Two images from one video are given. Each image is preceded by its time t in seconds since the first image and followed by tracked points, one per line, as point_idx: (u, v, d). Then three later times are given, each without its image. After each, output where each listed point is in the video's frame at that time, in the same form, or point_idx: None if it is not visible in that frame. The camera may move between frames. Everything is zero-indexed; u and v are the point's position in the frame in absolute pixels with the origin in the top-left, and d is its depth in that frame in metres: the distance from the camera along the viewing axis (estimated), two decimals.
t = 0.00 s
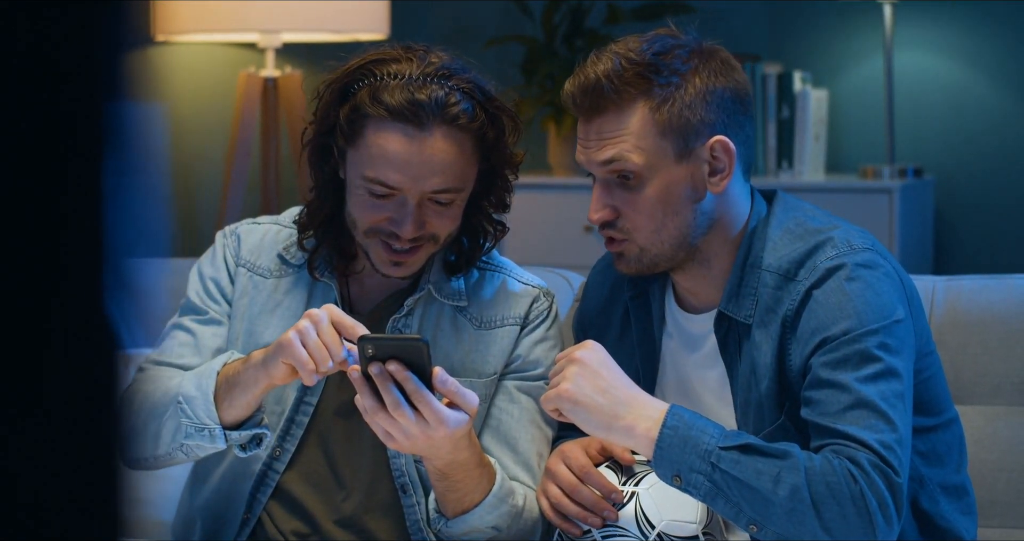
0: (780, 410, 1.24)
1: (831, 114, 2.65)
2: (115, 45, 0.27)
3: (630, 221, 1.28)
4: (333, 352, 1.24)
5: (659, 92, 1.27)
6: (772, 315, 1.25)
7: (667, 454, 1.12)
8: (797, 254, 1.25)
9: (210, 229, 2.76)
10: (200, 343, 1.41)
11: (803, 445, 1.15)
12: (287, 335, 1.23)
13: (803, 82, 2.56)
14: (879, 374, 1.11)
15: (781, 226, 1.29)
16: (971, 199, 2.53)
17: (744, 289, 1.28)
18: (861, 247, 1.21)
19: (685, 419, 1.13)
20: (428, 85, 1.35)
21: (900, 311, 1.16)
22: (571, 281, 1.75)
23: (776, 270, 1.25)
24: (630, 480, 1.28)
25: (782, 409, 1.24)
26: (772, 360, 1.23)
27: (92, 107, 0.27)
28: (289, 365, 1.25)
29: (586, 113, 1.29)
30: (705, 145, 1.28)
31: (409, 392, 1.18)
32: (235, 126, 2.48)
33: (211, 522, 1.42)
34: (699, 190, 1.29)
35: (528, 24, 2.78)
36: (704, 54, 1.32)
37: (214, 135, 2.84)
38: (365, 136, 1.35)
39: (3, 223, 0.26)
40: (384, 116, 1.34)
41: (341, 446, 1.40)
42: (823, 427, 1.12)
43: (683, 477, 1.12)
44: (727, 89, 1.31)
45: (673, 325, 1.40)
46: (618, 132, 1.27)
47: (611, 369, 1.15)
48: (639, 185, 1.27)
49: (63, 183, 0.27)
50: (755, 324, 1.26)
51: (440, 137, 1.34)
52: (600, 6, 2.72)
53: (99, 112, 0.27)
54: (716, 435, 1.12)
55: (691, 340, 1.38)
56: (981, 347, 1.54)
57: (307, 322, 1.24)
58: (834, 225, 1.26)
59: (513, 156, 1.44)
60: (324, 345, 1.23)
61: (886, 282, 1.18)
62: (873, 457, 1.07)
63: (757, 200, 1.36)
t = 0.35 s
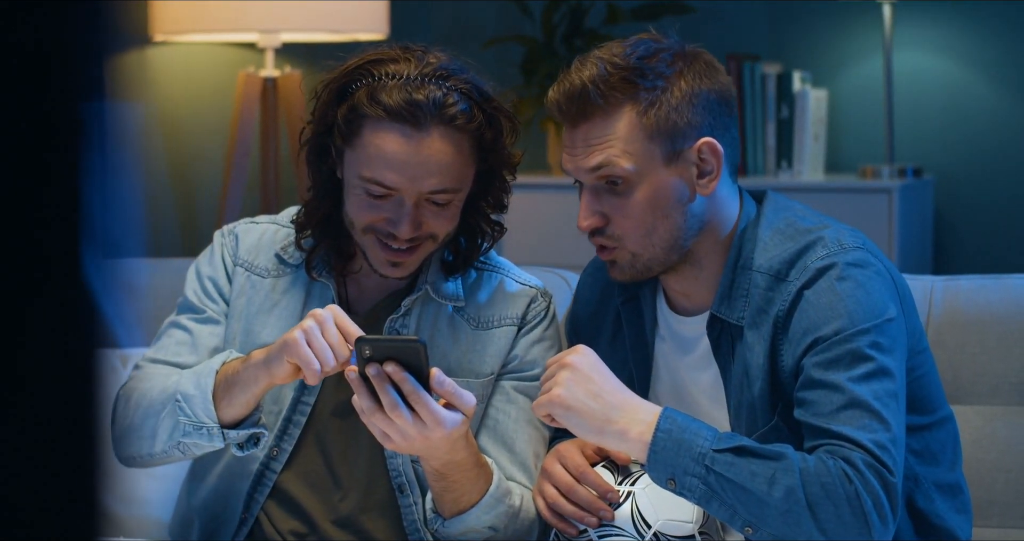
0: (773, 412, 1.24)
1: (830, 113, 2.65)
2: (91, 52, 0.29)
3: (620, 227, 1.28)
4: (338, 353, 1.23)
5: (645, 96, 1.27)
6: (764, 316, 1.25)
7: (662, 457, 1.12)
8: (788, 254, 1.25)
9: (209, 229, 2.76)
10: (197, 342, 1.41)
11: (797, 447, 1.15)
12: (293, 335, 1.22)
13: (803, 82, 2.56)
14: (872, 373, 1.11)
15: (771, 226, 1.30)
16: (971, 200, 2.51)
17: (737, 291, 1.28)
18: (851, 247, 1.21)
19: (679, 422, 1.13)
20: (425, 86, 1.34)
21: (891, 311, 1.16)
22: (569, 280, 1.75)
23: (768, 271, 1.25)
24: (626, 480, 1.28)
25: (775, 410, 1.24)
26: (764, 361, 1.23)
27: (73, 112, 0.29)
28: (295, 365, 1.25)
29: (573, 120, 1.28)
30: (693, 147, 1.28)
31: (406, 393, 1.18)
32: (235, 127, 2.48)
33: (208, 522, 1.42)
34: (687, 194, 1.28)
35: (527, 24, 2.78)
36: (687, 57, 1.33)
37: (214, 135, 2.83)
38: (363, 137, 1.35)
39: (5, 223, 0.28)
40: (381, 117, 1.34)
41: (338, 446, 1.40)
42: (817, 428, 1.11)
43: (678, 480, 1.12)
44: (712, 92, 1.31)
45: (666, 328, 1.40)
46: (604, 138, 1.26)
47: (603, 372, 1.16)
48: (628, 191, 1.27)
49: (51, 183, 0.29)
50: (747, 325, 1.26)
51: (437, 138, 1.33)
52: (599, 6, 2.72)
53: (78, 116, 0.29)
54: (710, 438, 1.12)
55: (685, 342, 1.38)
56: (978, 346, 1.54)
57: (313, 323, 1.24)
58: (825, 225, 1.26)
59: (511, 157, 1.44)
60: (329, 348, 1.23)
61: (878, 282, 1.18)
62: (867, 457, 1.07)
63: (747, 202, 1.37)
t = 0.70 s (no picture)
0: (768, 413, 1.24)
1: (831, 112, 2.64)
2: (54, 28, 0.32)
3: (606, 247, 1.27)
4: (336, 356, 1.23)
5: (620, 114, 1.26)
6: (757, 318, 1.25)
7: (656, 459, 1.12)
8: (779, 256, 1.25)
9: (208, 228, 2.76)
10: (195, 340, 1.41)
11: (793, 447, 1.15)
12: (291, 336, 1.22)
13: (803, 81, 2.56)
14: (865, 371, 1.11)
15: (762, 230, 1.30)
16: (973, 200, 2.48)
17: (729, 296, 1.29)
18: (842, 246, 1.21)
19: (673, 424, 1.13)
20: (424, 86, 1.35)
21: (884, 309, 1.16)
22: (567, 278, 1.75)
23: (760, 273, 1.25)
24: (622, 478, 1.28)
25: (770, 411, 1.24)
26: (759, 364, 1.23)
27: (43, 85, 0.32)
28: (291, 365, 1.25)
29: (550, 145, 1.27)
30: (672, 159, 1.28)
31: (402, 392, 1.18)
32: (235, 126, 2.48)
33: (206, 520, 1.42)
34: (671, 207, 1.28)
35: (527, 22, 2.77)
36: (656, 71, 1.33)
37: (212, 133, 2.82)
38: (360, 136, 1.35)
39: None
40: (379, 117, 1.33)
41: (335, 444, 1.40)
42: (812, 428, 1.11)
43: (673, 482, 1.13)
44: (686, 103, 1.31)
45: (661, 334, 1.40)
46: (583, 161, 1.25)
47: (594, 375, 1.16)
48: (612, 211, 1.26)
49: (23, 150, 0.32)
50: (741, 329, 1.26)
51: (435, 138, 1.33)
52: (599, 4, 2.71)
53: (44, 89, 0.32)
54: (704, 439, 1.13)
55: (679, 347, 1.38)
56: (976, 346, 1.54)
57: (310, 323, 1.24)
58: (816, 225, 1.27)
59: (509, 157, 1.44)
60: (329, 352, 1.22)
61: (870, 280, 1.18)
62: (861, 456, 1.07)
63: (734, 203, 1.36)
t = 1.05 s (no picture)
0: (761, 415, 1.24)
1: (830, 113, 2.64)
2: None
3: (594, 244, 1.27)
4: (333, 353, 1.23)
5: (610, 113, 1.26)
6: (749, 319, 1.25)
7: (651, 463, 1.13)
8: (769, 257, 1.25)
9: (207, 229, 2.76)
10: (193, 338, 1.41)
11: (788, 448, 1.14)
12: (288, 333, 1.22)
13: (803, 81, 2.57)
14: (858, 372, 1.10)
15: (752, 231, 1.30)
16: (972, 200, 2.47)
17: (720, 298, 1.28)
18: (834, 245, 1.21)
19: (666, 428, 1.13)
20: (423, 85, 1.35)
21: (876, 308, 1.15)
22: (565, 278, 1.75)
23: (751, 274, 1.25)
24: (619, 479, 1.28)
25: (763, 412, 1.24)
26: (752, 366, 1.23)
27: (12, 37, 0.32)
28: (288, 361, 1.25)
29: (540, 142, 1.27)
30: (661, 159, 1.28)
31: (398, 392, 1.18)
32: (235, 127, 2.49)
33: (203, 520, 1.42)
34: (660, 207, 1.28)
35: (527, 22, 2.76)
36: (649, 70, 1.33)
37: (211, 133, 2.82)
38: (359, 135, 1.35)
39: None
40: (378, 115, 1.33)
41: (333, 444, 1.40)
42: (806, 429, 1.11)
43: (667, 486, 1.13)
44: (677, 104, 1.31)
45: (653, 337, 1.40)
46: (572, 158, 1.25)
47: (586, 382, 1.17)
48: (599, 208, 1.26)
49: None
50: (733, 330, 1.26)
51: (434, 136, 1.33)
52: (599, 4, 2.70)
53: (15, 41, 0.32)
54: (698, 443, 1.13)
55: (673, 349, 1.38)
56: (974, 345, 1.54)
57: (308, 321, 1.23)
58: (806, 225, 1.27)
59: (509, 158, 1.44)
60: (325, 348, 1.22)
61: (861, 279, 1.18)
62: (856, 457, 1.07)
63: (723, 207, 1.36)
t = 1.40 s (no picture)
0: (757, 414, 1.24)
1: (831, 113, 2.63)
2: None
3: (589, 244, 1.27)
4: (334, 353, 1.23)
5: (607, 111, 1.26)
6: (745, 318, 1.25)
7: (647, 463, 1.12)
8: (764, 257, 1.25)
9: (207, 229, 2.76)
10: (192, 338, 1.42)
11: (784, 448, 1.14)
12: (290, 334, 1.22)
13: (803, 81, 2.57)
14: (854, 371, 1.11)
15: (747, 230, 1.30)
16: (973, 200, 2.47)
17: (716, 298, 1.28)
18: (828, 245, 1.21)
19: (663, 428, 1.14)
20: (422, 84, 1.35)
21: (871, 307, 1.16)
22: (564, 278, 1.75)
23: (746, 274, 1.26)
24: (618, 478, 1.28)
25: (759, 412, 1.24)
26: (747, 366, 1.23)
27: None
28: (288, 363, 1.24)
29: (537, 139, 1.27)
30: (657, 159, 1.28)
31: (396, 391, 1.18)
32: (235, 127, 2.50)
33: (202, 519, 1.42)
34: (656, 207, 1.28)
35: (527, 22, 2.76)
36: (646, 71, 1.33)
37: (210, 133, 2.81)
38: (359, 134, 1.35)
39: None
40: (377, 114, 1.33)
41: (330, 443, 1.40)
42: (802, 428, 1.11)
43: (664, 486, 1.13)
44: (674, 104, 1.31)
45: (648, 334, 1.40)
46: (569, 156, 1.25)
47: (582, 382, 1.16)
48: (595, 208, 1.26)
49: None
50: (728, 330, 1.26)
51: (433, 134, 1.33)
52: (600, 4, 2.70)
53: None
54: (694, 443, 1.13)
55: (670, 349, 1.38)
56: (973, 346, 1.54)
57: (309, 323, 1.23)
58: (801, 225, 1.27)
59: (508, 157, 1.44)
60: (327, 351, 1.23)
61: (856, 278, 1.18)
62: (853, 456, 1.07)
63: (719, 206, 1.36)
